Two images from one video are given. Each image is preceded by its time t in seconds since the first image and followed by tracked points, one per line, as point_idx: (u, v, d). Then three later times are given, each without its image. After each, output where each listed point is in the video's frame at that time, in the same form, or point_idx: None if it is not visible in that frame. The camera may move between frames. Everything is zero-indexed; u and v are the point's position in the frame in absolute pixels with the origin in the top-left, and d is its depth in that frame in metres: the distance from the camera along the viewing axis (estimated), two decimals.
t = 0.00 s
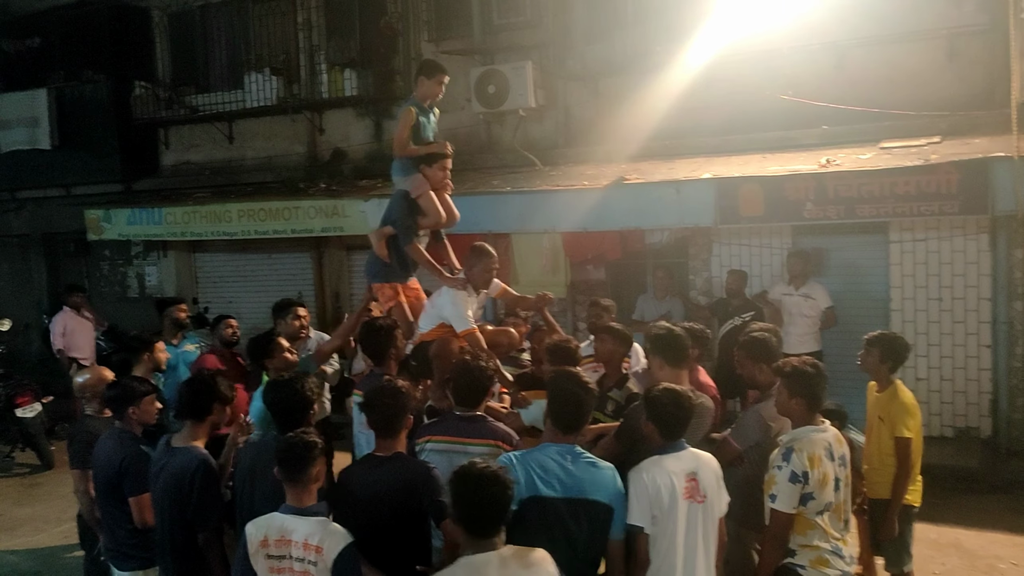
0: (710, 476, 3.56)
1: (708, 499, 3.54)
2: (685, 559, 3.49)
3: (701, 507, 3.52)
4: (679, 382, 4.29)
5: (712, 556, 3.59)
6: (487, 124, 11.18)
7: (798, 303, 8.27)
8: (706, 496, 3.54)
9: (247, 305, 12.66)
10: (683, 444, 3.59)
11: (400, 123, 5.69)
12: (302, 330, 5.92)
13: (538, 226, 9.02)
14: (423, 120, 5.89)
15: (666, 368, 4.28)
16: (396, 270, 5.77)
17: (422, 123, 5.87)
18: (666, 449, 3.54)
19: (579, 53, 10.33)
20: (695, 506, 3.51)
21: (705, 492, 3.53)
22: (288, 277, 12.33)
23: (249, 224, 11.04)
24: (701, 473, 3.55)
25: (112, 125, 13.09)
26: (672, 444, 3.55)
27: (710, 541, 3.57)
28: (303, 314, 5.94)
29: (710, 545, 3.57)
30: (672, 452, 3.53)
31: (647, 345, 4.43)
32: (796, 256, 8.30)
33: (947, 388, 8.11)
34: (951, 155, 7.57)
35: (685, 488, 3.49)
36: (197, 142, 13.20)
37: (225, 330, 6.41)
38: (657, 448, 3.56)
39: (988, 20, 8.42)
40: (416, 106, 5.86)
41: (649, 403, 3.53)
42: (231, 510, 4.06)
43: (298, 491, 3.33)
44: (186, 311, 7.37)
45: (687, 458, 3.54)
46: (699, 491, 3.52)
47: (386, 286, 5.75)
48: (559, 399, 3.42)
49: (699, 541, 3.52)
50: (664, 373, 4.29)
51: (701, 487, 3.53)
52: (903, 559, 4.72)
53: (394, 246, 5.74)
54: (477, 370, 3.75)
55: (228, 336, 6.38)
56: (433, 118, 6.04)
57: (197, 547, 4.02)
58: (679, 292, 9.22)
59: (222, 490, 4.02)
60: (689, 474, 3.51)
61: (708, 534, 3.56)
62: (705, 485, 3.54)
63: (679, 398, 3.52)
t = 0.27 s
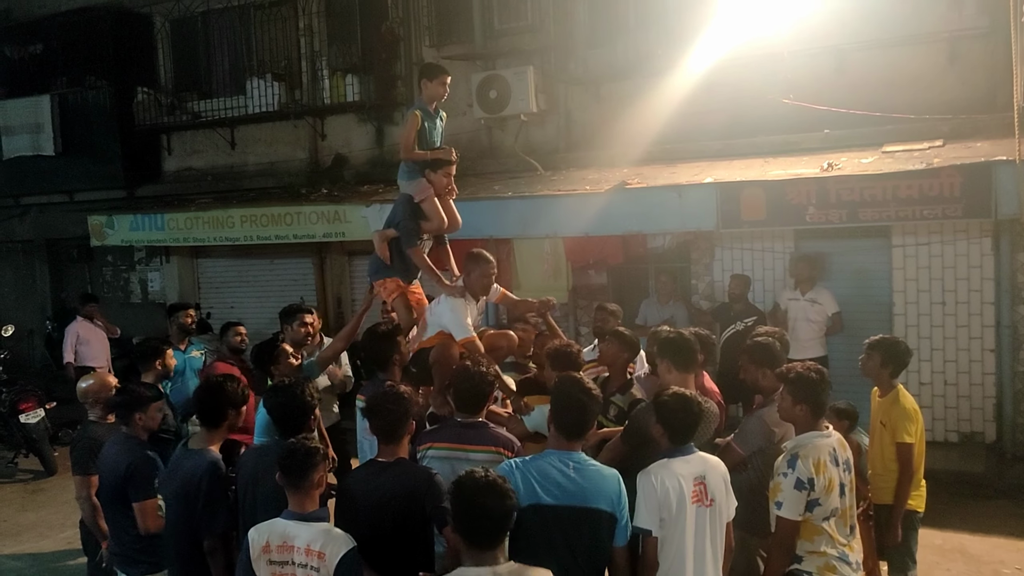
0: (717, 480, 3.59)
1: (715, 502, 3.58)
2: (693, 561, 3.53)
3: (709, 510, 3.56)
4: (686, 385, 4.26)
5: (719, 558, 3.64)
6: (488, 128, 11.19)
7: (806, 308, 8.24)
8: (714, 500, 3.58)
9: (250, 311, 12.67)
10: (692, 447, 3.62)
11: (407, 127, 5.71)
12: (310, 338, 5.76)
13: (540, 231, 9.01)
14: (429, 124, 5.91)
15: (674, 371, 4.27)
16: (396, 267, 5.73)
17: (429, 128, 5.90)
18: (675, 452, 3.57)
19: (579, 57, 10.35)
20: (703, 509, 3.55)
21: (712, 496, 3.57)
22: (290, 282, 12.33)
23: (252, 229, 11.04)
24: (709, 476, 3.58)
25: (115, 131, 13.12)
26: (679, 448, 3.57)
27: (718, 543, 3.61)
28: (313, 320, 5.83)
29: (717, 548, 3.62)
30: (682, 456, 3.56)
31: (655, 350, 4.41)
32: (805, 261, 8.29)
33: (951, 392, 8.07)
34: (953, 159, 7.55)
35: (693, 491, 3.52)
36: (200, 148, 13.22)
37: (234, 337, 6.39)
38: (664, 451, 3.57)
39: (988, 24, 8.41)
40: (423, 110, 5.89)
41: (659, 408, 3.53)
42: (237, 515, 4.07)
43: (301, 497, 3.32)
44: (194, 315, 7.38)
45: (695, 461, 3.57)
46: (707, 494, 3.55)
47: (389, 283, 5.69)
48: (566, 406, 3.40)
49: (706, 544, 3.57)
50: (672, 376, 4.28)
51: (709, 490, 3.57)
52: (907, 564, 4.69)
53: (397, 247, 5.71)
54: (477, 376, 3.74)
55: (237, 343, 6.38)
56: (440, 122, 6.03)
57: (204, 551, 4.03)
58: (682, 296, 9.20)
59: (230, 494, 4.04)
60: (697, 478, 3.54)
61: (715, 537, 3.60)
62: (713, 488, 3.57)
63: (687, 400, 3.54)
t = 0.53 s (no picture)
0: (718, 484, 3.59)
1: (716, 506, 3.57)
2: (693, 565, 3.52)
3: (709, 514, 3.55)
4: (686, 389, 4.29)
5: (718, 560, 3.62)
6: (485, 134, 11.20)
7: (805, 313, 8.26)
8: (714, 503, 3.57)
9: (247, 316, 12.67)
10: (694, 452, 3.61)
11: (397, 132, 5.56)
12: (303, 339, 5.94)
13: (537, 235, 9.01)
14: (422, 126, 5.75)
15: (675, 376, 4.26)
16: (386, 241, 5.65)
17: (421, 131, 5.74)
18: (675, 456, 3.56)
19: (575, 62, 10.38)
20: (702, 512, 3.54)
21: (713, 500, 3.56)
22: (288, 287, 12.33)
23: (250, 235, 11.04)
24: (710, 480, 3.58)
25: (113, 137, 13.13)
26: (679, 451, 3.56)
27: (717, 547, 3.61)
28: (303, 325, 5.92)
29: (717, 552, 3.61)
30: (683, 460, 3.55)
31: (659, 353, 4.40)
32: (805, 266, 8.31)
33: (949, 398, 8.07)
34: (950, 164, 7.55)
35: (693, 495, 3.52)
36: (198, 153, 13.23)
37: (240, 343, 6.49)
38: (665, 454, 3.58)
39: (985, 29, 8.43)
40: (416, 115, 5.73)
41: (660, 412, 3.52)
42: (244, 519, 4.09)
43: (296, 503, 3.31)
44: (196, 320, 7.39)
45: (696, 465, 3.56)
46: (707, 498, 3.54)
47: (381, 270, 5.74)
48: (559, 412, 3.39)
49: (704, 548, 3.55)
50: (673, 380, 4.27)
51: (709, 493, 3.56)
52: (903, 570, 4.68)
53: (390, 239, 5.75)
54: (471, 382, 3.73)
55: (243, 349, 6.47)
56: (434, 125, 5.87)
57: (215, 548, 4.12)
58: (679, 301, 9.20)
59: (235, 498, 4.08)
60: (697, 481, 3.54)
61: (715, 541, 3.59)
62: (714, 492, 3.57)
63: (689, 405, 3.51)
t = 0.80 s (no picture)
0: (712, 485, 3.59)
1: (710, 508, 3.58)
2: (686, 566, 3.52)
3: (703, 515, 3.56)
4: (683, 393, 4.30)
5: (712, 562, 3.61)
6: (479, 138, 11.21)
7: (799, 319, 8.18)
8: (708, 505, 3.57)
9: (242, 321, 12.65)
10: (687, 453, 3.63)
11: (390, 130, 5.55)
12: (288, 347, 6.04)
13: (531, 240, 9.01)
14: (416, 124, 5.74)
15: (671, 378, 4.28)
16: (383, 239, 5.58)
17: (414, 128, 5.71)
18: (669, 457, 3.58)
19: (570, 67, 10.43)
20: (696, 514, 3.54)
21: (706, 501, 3.56)
22: (283, 292, 12.32)
23: (245, 239, 11.03)
24: (704, 482, 3.58)
25: (108, 141, 13.11)
26: (675, 453, 3.59)
27: (711, 549, 3.60)
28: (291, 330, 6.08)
29: (710, 555, 3.60)
30: (676, 461, 3.57)
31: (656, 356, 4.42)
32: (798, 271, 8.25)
33: (943, 401, 8.08)
34: (943, 168, 7.57)
35: (687, 496, 3.52)
36: (192, 158, 13.22)
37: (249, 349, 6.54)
38: (662, 455, 3.60)
39: (978, 34, 8.48)
40: (408, 113, 5.71)
41: (655, 413, 3.57)
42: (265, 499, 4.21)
43: (290, 509, 3.31)
44: (193, 323, 7.39)
45: (690, 466, 3.57)
46: (701, 499, 3.55)
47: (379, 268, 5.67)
48: (548, 418, 3.40)
49: (698, 549, 3.55)
50: (669, 383, 4.30)
51: (703, 495, 3.56)
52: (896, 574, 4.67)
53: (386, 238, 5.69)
54: (463, 388, 3.73)
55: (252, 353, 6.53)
56: (427, 123, 5.85)
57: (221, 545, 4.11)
58: (674, 305, 9.21)
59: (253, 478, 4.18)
60: (691, 483, 3.54)
61: (709, 542, 3.59)
62: (708, 493, 3.57)
63: (681, 406, 3.57)
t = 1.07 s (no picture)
0: (692, 485, 3.63)
1: (689, 507, 3.61)
2: (668, 566, 3.56)
3: (684, 515, 3.59)
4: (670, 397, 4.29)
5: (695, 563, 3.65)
6: (473, 143, 11.21)
7: (789, 323, 8.19)
8: (688, 505, 3.61)
9: (235, 325, 12.63)
10: (667, 455, 3.65)
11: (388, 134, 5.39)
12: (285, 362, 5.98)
13: (525, 244, 9.02)
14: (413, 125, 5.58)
15: (655, 382, 4.28)
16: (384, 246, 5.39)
17: (412, 130, 5.53)
18: (651, 459, 3.62)
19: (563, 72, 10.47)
20: (676, 514, 3.58)
21: (686, 501, 3.60)
22: (277, 297, 12.30)
23: (239, 244, 11.02)
24: (684, 482, 3.62)
25: (101, 146, 13.09)
26: (654, 453, 3.62)
27: (693, 550, 3.63)
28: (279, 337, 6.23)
29: (693, 555, 3.63)
30: (656, 463, 3.61)
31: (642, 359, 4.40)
32: (787, 275, 8.25)
33: (936, 405, 8.11)
34: (935, 172, 7.61)
35: (666, 496, 3.56)
36: (186, 162, 13.20)
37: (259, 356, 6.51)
38: (643, 458, 3.63)
39: (968, 39, 8.54)
40: (405, 115, 5.55)
41: (637, 414, 3.61)
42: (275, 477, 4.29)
43: (283, 514, 3.30)
44: (188, 328, 7.36)
45: (669, 467, 3.62)
46: (680, 499, 3.59)
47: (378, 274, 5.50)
48: (538, 424, 3.40)
49: (680, 549, 3.58)
50: (654, 386, 4.29)
51: (682, 495, 3.60)
52: None
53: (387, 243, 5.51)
54: (455, 393, 3.73)
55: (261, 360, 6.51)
56: (424, 126, 5.71)
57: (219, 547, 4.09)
58: (668, 310, 9.23)
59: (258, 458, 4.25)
60: (670, 483, 3.58)
61: (691, 543, 3.62)
62: (687, 493, 3.61)
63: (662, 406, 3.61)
